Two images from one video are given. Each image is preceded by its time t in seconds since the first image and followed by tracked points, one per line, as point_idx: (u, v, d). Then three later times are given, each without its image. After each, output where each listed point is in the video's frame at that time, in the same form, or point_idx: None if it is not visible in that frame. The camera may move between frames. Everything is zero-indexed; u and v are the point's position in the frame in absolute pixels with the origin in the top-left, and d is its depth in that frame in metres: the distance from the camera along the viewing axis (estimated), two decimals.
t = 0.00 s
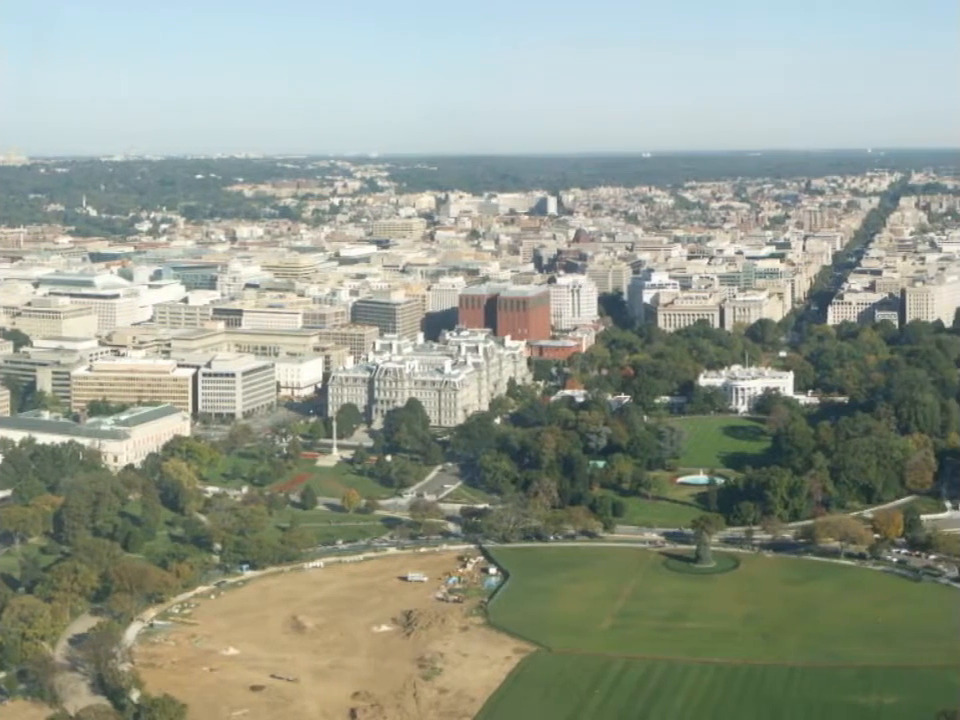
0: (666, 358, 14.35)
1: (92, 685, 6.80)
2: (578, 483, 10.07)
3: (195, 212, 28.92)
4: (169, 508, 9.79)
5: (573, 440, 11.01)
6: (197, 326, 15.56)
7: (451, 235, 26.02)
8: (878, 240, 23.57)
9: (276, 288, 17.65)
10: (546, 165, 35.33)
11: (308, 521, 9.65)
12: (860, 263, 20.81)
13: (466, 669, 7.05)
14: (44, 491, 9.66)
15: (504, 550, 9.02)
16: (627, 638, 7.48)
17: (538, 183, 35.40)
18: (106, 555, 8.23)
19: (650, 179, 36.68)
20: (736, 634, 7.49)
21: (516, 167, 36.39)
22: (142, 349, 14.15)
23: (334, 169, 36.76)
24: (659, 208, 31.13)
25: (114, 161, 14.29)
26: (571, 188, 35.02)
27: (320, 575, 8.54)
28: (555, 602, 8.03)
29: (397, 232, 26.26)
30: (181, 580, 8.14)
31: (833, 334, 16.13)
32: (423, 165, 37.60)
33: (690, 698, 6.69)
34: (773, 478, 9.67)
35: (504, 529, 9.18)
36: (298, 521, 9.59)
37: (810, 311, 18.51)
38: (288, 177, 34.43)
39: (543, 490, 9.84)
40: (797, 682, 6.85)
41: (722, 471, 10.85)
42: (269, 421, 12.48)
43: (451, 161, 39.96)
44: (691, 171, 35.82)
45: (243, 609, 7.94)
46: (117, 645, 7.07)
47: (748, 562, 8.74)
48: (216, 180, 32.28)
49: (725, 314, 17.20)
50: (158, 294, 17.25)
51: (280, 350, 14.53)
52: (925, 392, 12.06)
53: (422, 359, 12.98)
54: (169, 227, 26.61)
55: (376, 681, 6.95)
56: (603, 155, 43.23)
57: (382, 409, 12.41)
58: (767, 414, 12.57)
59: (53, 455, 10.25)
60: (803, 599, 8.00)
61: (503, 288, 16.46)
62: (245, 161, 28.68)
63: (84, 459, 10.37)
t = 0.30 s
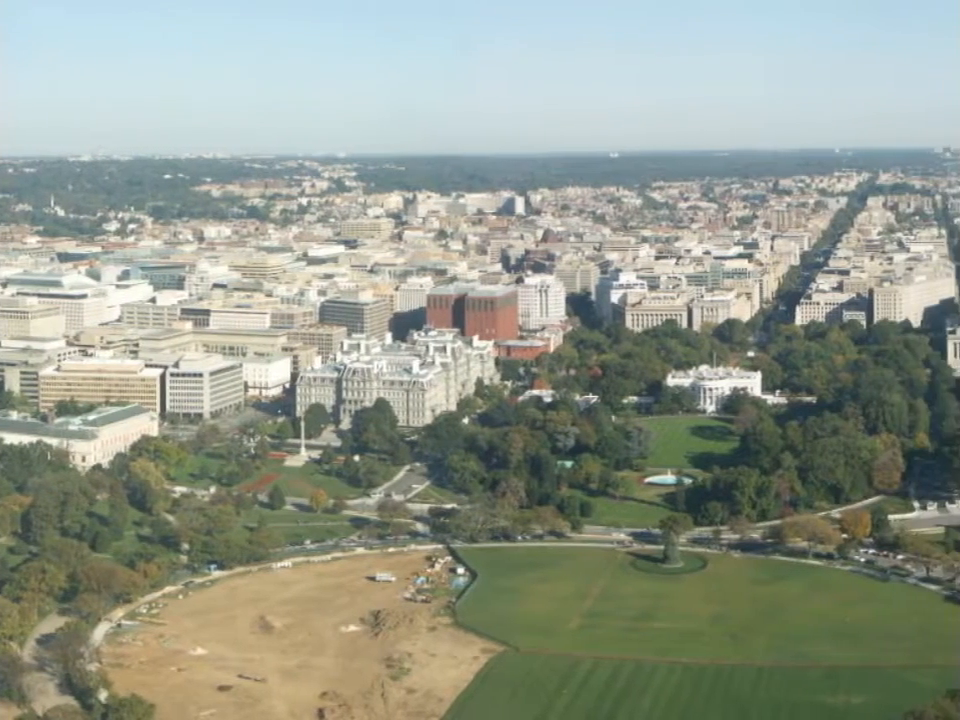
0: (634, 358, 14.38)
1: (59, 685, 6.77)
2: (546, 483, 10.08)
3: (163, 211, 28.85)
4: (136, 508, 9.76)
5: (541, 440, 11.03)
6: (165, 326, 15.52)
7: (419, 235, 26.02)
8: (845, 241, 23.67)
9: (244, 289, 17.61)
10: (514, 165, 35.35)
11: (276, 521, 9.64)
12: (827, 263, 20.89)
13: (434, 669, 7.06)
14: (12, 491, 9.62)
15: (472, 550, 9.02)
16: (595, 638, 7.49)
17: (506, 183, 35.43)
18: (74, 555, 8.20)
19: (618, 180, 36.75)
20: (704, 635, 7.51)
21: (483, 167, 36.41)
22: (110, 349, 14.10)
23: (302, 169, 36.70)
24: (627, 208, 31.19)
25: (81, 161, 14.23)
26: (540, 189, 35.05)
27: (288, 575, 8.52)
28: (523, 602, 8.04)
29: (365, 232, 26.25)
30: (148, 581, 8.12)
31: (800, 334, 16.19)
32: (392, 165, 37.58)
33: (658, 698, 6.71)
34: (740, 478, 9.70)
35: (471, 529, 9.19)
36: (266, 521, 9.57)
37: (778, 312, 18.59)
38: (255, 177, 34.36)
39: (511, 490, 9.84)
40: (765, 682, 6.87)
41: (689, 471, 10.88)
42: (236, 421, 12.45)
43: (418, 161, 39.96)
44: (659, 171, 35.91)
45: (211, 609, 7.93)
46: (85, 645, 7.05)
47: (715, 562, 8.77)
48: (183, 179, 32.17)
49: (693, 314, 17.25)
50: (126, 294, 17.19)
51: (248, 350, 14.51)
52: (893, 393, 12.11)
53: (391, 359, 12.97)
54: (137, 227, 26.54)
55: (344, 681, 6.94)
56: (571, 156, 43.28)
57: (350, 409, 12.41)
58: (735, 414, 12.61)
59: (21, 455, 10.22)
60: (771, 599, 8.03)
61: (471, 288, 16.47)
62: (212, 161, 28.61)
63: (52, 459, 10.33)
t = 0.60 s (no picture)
0: (602, 358, 14.40)
1: (27, 685, 6.75)
2: (514, 483, 10.09)
3: (131, 211, 28.76)
4: (104, 508, 9.73)
5: (509, 440, 11.03)
6: (133, 326, 15.47)
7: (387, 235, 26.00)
8: (812, 241, 23.77)
9: (212, 289, 17.57)
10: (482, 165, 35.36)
11: (244, 521, 9.62)
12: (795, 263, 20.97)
13: (402, 669, 7.05)
14: None
15: (440, 550, 9.02)
16: (563, 638, 7.50)
17: (474, 183, 35.43)
18: (42, 555, 8.17)
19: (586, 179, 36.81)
20: (672, 635, 7.53)
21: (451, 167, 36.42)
22: (78, 349, 14.05)
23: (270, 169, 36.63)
24: (595, 208, 31.23)
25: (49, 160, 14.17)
26: (508, 189, 35.07)
27: (256, 575, 8.51)
28: (491, 602, 8.04)
29: (333, 232, 26.23)
30: (116, 581, 8.10)
31: (768, 334, 16.24)
32: (359, 165, 37.53)
33: (626, 698, 6.72)
34: (708, 478, 9.73)
35: (440, 529, 9.19)
36: (234, 521, 9.56)
37: (746, 312, 18.65)
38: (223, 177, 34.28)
39: (479, 490, 9.85)
40: (733, 682, 6.89)
41: (658, 471, 10.90)
42: (204, 421, 12.42)
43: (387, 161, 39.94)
44: (627, 171, 35.99)
45: (179, 609, 7.91)
46: (53, 645, 7.02)
47: (683, 562, 8.79)
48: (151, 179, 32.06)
49: (661, 314, 17.29)
50: (94, 295, 17.13)
51: (216, 350, 14.48)
52: (860, 393, 12.16)
53: (358, 359, 12.96)
54: (105, 227, 26.44)
55: (312, 681, 6.93)
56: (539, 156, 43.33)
57: (318, 409, 12.40)
58: (703, 414, 12.64)
59: None
60: (738, 600, 8.05)
61: (439, 288, 16.47)
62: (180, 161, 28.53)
63: (20, 459, 10.29)
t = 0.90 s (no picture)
0: (569, 358, 14.42)
1: None
2: (482, 483, 10.10)
3: (98, 211, 28.64)
4: (72, 508, 9.69)
5: (477, 440, 11.03)
6: (100, 326, 15.42)
7: (355, 235, 25.98)
8: (780, 241, 23.85)
9: (180, 288, 17.53)
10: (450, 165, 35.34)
11: (212, 521, 9.61)
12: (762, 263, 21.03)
13: (370, 669, 7.05)
14: None
15: (407, 550, 9.02)
16: (530, 638, 7.50)
17: (442, 183, 35.41)
18: (10, 556, 8.14)
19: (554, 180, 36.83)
20: (640, 634, 7.54)
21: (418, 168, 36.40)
22: (45, 349, 14.00)
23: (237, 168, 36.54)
24: (563, 208, 31.26)
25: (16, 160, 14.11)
26: (476, 189, 35.08)
27: (224, 575, 8.49)
28: (458, 602, 8.05)
29: (300, 232, 26.21)
30: (84, 580, 8.07)
31: (736, 334, 16.28)
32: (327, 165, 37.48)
33: (595, 698, 6.73)
34: (676, 477, 9.75)
35: (407, 529, 9.20)
36: (202, 521, 9.54)
37: (714, 312, 18.70)
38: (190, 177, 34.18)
39: (446, 490, 9.85)
40: (701, 682, 6.91)
41: (625, 471, 10.93)
42: (172, 421, 12.39)
43: (354, 162, 39.90)
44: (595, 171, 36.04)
45: (146, 609, 7.89)
46: (20, 646, 7.00)
47: (651, 562, 8.81)
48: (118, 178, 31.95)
49: (629, 314, 17.31)
50: (62, 294, 17.07)
51: (183, 350, 14.46)
52: (828, 393, 12.20)
53: (326, 359, 12.94)
54: (72, 227, 26.33)
55: (280, 681, 6.93)
56: (507, 156, 43.34)
57: (286, 409, 12.39)
58: (671, 414, 12.67)
59: None
60: (706, 599, 8.07)
61: (407, 288, 16.46)
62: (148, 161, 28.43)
63: None
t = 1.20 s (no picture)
0: (537, 358, 14.44)
1: None
2: (450, 483, 10.10)
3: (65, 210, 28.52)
4: (40, 508, 9.66)
5: (445, 440, 11.04)
6: (67, 326, 15.36)
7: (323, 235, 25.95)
8: (748, 241, 23.92)
9: (147, 289, 17.47)
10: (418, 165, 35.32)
11: (180, 521, 9.58)
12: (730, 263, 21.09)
13: (338, 669, 7.04)
14: None
15: (375, 550, 9.02)
16: (498, 639, 7.51)
17: (409, 183, 35.38)
18: None
19: (522, 180, 36.87)
20: (607, 635, 7.56)
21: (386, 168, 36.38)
22: (12, 349, 13.94)
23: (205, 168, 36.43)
24: (530, 208, 31.29)
25: None
26: (444, 189, 35.08)
27: (192, 575, 8.48)
28: (426, 602, 8.05)
29: (268, 232, 26.17)
30: (52, 581, 8.04)
31: (704, 334, 16.32)
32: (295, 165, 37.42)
33: (562, 698, 6.74)
34: (644, 477, 9.77)
35: (375, 529, 9.19)
36: (170, 521, 9.51)
37: (682, 312, 18.75)
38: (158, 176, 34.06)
39: (414, 491, 9.85)
40: (668, 682, 6.93)
41: (593, 471, 10.94)
42: (140, 421, 12.35)
43: (322, 162, 39.87)
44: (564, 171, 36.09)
45: (114, 609, 7.86)
46: None
47: (619, 561, 8.82)
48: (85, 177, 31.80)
49: (597, 313, 17.34)
50: (30, 294, 17.00)
51: (151, 350, 14.42)
52: (795, 392, 12.24)
53: (294, 359, 12.92)
54: (40, 227, 26.22)
55: (248, 681, 6.92)
56: (475, 156, 43.37)
57: (254, 409, 12.37)
58: (639, 414, 12.70)
59: None
60: (674, 599, 8.09)
61: (375, 288, 16.45)
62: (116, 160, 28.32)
63: None
